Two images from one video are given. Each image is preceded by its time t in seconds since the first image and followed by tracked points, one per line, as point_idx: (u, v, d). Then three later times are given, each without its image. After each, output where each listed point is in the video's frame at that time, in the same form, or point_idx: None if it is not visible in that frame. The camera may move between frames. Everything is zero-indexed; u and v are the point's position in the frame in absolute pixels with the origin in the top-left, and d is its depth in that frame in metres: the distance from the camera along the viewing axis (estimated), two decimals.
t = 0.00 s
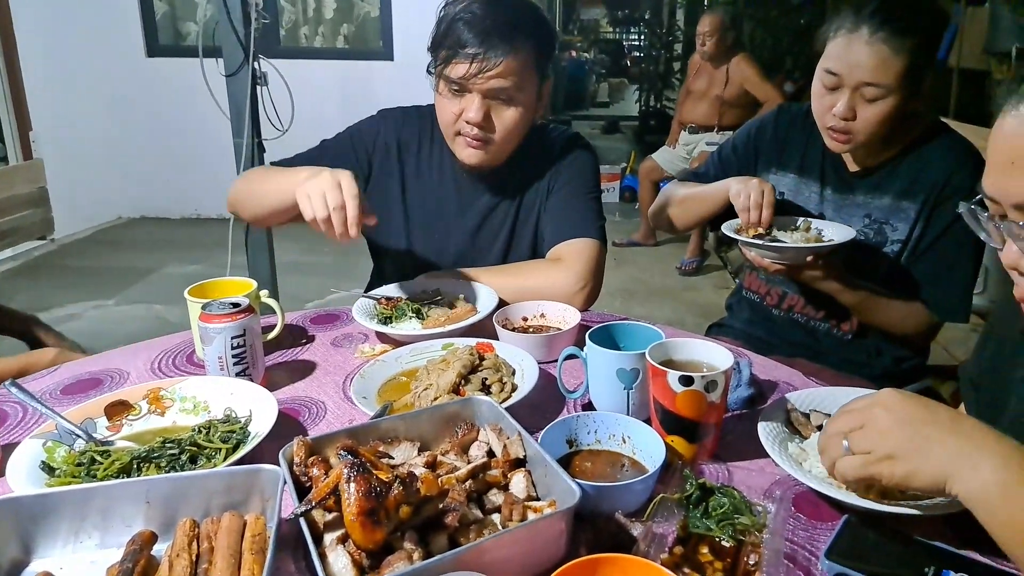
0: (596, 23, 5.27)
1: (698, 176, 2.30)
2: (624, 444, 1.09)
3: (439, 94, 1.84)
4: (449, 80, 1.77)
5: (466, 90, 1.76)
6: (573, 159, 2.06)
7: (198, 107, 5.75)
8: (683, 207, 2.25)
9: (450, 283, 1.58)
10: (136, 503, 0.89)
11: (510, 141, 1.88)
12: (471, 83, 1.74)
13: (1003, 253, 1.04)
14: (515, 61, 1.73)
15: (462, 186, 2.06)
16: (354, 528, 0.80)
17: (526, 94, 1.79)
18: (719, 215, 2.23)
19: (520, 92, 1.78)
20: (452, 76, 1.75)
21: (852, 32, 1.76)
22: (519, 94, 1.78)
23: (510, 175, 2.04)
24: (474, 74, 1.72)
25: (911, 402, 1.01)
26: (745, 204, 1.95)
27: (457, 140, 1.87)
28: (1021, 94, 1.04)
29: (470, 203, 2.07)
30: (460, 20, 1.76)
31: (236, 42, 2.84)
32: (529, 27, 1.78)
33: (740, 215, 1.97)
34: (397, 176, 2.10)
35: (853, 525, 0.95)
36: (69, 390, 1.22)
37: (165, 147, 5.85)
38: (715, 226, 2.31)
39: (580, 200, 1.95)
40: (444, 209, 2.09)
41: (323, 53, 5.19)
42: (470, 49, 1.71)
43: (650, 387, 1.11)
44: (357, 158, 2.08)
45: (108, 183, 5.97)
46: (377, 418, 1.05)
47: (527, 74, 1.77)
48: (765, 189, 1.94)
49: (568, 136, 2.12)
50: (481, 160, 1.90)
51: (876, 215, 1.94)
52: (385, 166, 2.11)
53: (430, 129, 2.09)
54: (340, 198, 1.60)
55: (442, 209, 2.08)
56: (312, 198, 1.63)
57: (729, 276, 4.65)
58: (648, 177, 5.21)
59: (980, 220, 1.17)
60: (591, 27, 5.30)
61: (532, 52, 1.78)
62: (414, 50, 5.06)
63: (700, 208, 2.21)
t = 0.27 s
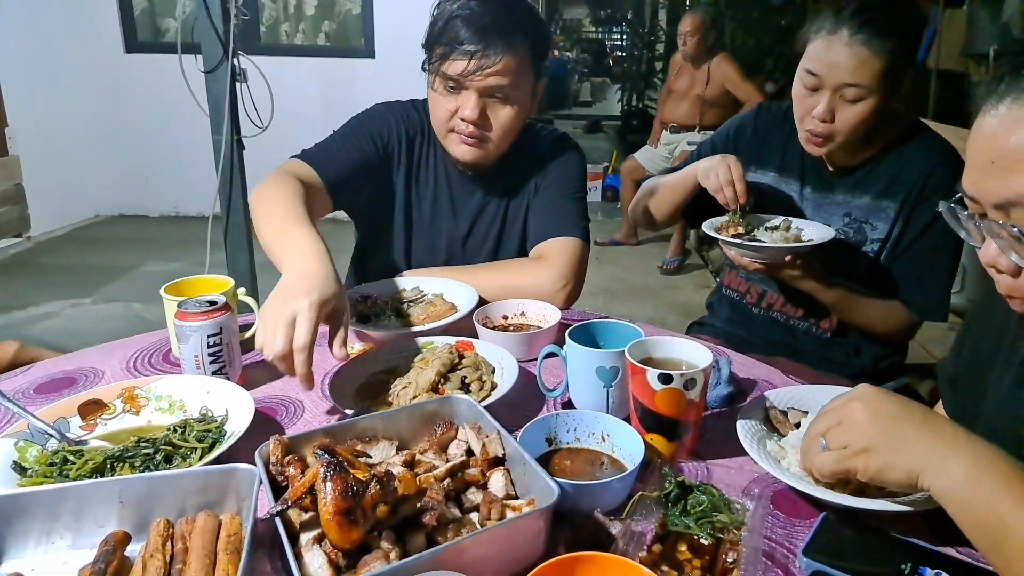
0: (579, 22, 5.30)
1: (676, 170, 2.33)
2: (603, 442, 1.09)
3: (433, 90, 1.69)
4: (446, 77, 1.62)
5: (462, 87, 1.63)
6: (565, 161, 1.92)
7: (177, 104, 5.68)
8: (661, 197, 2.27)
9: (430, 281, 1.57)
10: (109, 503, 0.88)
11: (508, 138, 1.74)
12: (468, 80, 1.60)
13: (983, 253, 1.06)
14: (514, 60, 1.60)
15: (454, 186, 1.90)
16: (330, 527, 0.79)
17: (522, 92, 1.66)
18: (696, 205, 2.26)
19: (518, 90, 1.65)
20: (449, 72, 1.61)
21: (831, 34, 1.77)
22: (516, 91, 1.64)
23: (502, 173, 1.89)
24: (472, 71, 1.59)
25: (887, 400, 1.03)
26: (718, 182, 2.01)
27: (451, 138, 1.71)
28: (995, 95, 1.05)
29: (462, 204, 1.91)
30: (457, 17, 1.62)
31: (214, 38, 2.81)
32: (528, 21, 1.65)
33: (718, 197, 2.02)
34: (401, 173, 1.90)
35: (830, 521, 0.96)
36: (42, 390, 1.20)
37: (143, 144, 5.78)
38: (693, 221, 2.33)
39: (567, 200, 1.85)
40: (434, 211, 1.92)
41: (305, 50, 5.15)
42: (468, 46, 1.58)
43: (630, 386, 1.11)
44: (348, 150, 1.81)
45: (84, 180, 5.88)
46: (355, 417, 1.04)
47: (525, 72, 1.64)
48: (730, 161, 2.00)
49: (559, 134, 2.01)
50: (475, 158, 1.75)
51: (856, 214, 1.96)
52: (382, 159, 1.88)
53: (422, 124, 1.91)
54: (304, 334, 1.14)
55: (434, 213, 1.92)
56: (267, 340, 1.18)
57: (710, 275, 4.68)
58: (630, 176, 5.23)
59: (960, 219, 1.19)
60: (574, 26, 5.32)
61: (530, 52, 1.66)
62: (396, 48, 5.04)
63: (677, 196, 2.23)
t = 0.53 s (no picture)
0: (562, 21, 5.23)
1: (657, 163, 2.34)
2: (582, 440, 1.09)
3: (422, 92, 1.67)
4: (434, 79, 1.60)
5: (450, 88, 1.60)
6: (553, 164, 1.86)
7: (155, 102, 5.62)
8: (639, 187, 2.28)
9: (409, 280, 1.55)
10: (77, 507, 0.86)
11: (497, 140, 1.72)
12: (456, 81, 1.58)
13: (960, 247, 1.05)
14: (504, 62, 1.57)
15: (443, 187, 1.87)
16: (304, 530, 0.78)
17: (510, 93, 1.64)
18: (670, 194, 2.27)
19: (507, 90, 1.63)
20: (438, 75, 1.59)
21: (808, 33, 1.79)
22: (504, 92, 1.62)
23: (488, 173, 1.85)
24: (461, 73, 1.57)
25: (859, 396, 1.04)
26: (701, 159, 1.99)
27: (442, 142, 1.71)
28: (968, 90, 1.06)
29: (451, 206, 1.88)
30: (445, 17, 1.59)
31: (191, 34, 2.77)
32: (516, 21, 1.63)
33: (702, 172, 1.99)
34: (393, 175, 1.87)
35: (806, 516, 0.96)
36: (11, 392, 1.18)
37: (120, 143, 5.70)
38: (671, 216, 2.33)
39: (554, 199, 1.79)
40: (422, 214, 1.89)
41: (285, 48, 5.10)
42: (456, 47, 1.55)
43: (608, 383, 1.11)
44: (342, 149, 1.76)
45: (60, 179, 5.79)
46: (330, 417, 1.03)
47: (515, 72, 1.62)
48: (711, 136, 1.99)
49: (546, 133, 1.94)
50: (466, 162, 1.74)
51: (834, 211, 1.97)
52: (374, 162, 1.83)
53: (409, 123, 1.87)
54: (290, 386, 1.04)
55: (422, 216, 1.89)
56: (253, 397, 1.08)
57: (691, 273, 4.70)
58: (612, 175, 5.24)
59: (938, 216, 1.18)
60: (557, 25, 5.24)
61: (518, 50, 1.62)
62: (377, 46, 5.01)
63: (653, 183, 2.24)
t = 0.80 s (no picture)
0: (544, 21, 5.22)
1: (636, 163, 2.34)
2: (562, 439, 1.09)
3: (400, 94, 1.67)
4: (414, 82, 1.60)
5: (431, 91, 1.60)
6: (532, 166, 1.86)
7: (136, 105, 5.57)
8: (620, 189, 2.27)
9: (389, 280, 1.55)
10: (51, 514, 0.85)
11: (477, 140, 1.72)
12: (436, 84, 1.58)
13: (937, 244, 1.02)
14: (484, 64, 1.58)
15: (424, 190, 1.87)
16: (279, 533, 0.78)
17: (491, 94, 1.64)
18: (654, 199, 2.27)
19: (488, 92, 1.63)
20: (417, 77, 1.59)
21: (782, 31, 1.80)
22: (485, 94, 1.62)
23: (466, 174, 1.86)
24: (440, 75, 1.56)
25: (841, 391, 1.03)
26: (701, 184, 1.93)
27: (420, 142, 1.70)
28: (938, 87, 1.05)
29: (431, 206, 1.88)
30: (424, 19, 1.58)
31: (169, 37, 2.75)
32: (495, 22, 1.62)
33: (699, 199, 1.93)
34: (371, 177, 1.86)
35: (784, 510, 0.97)
36: None
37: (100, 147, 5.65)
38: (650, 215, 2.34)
39: (534, 198, 1.79)
40: (402, 216, 1.89)
41: (265, 49, 5.08)
42: (435, 50, 1.55)
43: (588, 381, 1.11)
44: (320, 154, 1.76)
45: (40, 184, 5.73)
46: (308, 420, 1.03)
47: (495, 73, 1.62)
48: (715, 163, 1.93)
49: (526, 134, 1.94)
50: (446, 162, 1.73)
51: (813, 207, 1.98)
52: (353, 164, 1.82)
53: (387, 124, 1.86)
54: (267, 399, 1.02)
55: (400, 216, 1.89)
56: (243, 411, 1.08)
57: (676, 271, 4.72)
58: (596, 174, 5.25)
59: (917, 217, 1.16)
60: (540, 25, 5.25)
61: (498, 52, 1.63)
62: (359, 48, 4.99)
63: (638, 189, 2.23)
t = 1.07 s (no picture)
0: (528, 21, 5.29)
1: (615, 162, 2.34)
2: (538, 437, 1.08)
3: (370, 91, 1.65)
4: (383, 78, 1.58)
5: (400, 87, 1.59)
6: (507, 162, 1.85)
7: (113, 106, 5.51)
8: (598, 188, 2.27)
9: (366, 280, 1.54)
10: (14, 522, 0.83)
11: (449, 137, 1.71)
12: (405, 80, 1.57)
13: (907, 241, 0.98)
14: (453, 59, 1.56)
15: (399, 188, 1.86)
16: (247, 537, 0.77)
17: (462, 92, 1.63)
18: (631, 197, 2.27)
19: (458, 88, 1.62)
20: (386, 73, 1.57)
21: (757, 32, 1.81)
22: (455, 90, 1.61)
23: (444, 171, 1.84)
24: (408, 72, 1.55)
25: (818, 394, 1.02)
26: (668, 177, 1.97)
27: (390, 138, 1.68)
28: (903, 84, 1.02)
29: (407, 202, 1.87)
30: (391, 15, 1.57)
31: (143, 36, 2.72)
32: (464, 18, 1.61)
33: (668, 190, 1.97)
34: (345, 175, 1.84)
35: (760, 508, 0.97)
36: None
37: (77, 148, 5.58)
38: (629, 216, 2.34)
39: (512, 196, 1.78)
40: (378, 214, 1.87)
41: (244, 48, 5.04)
42: (403, 46, 1.54)
43: (564, 379, 1.11)
44: (288, 154, 1.74)
45: (16, 186, 5.66)
46: (281, 423, 1.02)
47: (465, 69, 1.61)
48: (683, 155, 1.96)
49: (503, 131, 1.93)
50: (417, 157, 1.72)
51: (790, 205, 1.99)
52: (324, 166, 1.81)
53: (360, 123, 1.85)
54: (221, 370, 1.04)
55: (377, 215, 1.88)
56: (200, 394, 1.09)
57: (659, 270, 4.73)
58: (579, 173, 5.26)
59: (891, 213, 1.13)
60: (523, 25, 5.30)
61: (468, 48, 1.62)
62: (339, 47, 4.97)
63: (613, 188, 2.23)
